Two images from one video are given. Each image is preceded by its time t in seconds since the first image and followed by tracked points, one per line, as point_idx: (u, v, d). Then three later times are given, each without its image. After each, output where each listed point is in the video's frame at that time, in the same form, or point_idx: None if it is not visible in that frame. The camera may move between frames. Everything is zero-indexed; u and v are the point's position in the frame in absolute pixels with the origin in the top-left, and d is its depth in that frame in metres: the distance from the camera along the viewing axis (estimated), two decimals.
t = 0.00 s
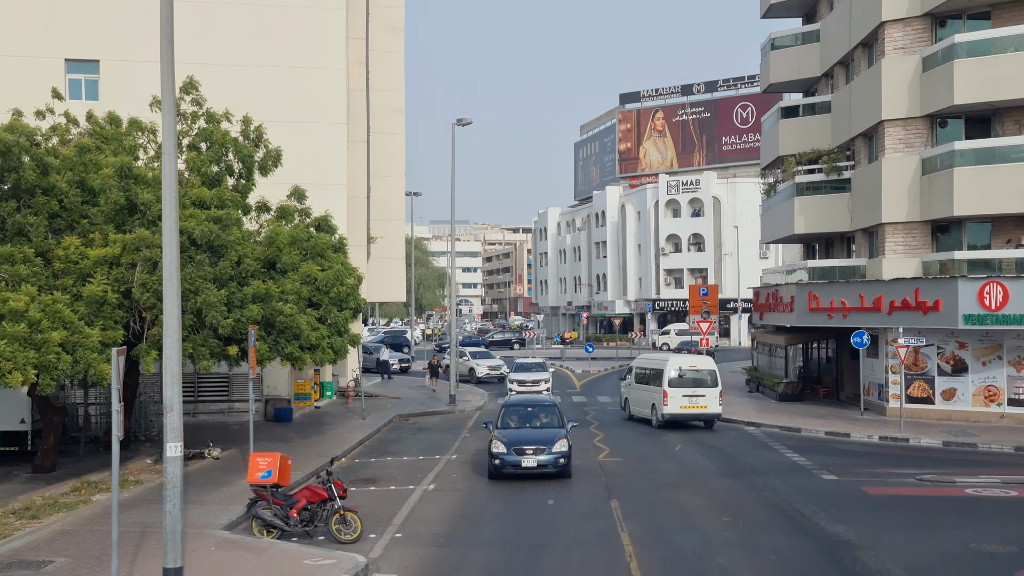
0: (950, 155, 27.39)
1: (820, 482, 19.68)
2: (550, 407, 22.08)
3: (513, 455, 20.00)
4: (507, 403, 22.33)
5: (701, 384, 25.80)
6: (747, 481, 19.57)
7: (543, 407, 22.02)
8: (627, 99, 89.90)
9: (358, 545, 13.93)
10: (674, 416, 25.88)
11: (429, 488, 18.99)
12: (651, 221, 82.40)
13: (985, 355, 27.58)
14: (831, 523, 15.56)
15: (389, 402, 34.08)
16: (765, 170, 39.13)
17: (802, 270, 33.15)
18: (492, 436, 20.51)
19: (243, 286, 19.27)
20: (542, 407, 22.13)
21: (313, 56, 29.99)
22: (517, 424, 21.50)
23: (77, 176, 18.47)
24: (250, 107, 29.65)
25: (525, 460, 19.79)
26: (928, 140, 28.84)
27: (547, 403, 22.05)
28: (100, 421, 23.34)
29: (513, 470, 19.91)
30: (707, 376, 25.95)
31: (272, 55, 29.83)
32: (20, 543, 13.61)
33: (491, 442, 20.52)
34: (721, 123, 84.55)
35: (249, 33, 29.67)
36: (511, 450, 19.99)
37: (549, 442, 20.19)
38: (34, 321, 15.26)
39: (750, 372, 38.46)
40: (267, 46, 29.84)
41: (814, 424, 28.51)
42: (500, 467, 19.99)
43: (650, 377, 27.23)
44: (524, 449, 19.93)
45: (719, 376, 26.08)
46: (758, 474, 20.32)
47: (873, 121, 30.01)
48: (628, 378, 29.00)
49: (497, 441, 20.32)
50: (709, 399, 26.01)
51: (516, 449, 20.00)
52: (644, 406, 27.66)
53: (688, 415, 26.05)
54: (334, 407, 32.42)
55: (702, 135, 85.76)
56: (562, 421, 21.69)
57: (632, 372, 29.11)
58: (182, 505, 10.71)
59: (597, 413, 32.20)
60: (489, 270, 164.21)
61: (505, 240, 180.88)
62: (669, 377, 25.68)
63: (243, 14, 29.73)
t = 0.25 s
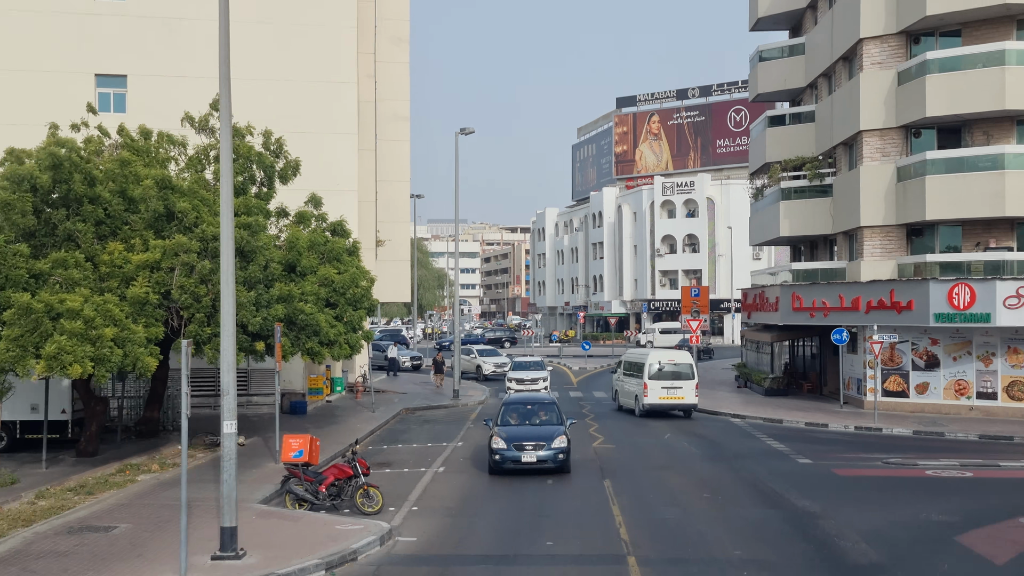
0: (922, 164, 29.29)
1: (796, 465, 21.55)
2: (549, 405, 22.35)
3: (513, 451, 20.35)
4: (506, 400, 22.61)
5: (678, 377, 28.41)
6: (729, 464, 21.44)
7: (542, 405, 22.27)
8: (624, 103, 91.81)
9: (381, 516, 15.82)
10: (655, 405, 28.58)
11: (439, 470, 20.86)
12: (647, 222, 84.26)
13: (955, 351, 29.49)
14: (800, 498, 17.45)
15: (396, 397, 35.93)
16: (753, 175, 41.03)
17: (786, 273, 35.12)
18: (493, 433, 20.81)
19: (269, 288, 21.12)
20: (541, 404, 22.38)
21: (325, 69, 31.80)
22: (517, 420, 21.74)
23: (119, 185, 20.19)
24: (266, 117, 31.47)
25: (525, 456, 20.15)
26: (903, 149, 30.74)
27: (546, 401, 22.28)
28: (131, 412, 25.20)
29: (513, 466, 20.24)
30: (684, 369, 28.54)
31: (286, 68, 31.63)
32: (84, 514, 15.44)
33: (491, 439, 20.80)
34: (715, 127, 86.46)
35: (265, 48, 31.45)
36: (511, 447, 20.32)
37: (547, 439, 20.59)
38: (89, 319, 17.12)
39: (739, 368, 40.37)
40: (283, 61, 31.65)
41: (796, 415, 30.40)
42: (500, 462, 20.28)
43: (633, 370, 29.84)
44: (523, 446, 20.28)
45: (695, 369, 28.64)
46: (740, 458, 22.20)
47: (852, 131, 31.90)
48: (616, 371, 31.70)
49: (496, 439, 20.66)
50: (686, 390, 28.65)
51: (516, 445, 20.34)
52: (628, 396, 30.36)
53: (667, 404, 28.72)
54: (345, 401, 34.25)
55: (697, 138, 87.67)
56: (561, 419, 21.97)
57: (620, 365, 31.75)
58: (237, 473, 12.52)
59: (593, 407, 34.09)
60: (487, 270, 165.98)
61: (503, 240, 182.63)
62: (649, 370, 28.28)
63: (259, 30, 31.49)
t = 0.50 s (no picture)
0: (898, 173, 31.19)
1: (775, 453, 23.40)
2: (549, 403, 22.53)
3: (514, 447, 20.67)
4: (506, 399, 22.80)
5: (661, 372, 30.82)
6: (714, 451, 23.32)
7: (541, 404, 22.45)
8: (621, 108, 93.72)
9: (398, 494, 17.76)
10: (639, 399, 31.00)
11: (448, 456, 22.69)
12: (643, 224, 86.14)
13: (929, 348, 31.39)
14: (775, 480, 19.31)
15: (401, 393, 37.77)
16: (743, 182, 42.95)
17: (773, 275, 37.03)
18: (494, 430, 21.07)
19: (292, 289, 23.07)
20: (541, 402, 22.57)
21: (337, 82, 33.64)
22: (517, 419, 21.95)
23: (154, 195, 22.11)
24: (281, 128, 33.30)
25: (525, 452, 20.45)
26: (880, 158, 32.67)
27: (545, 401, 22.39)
28: (160, 404, 27.13)
29: (513, 462, 20.55)
30: (667, 366, 31.05)
31: (300, 82, 33.48)
32: (135, 491, 17.32)
33: (492, 437, 21.09)
34: (710, 131, 88.34)
35: (281, 62, 33.28)
36: (512, 443, 20.64)
37: (546, 436, 20.82)
38: (135, 318, 19.08)
39: (730, 365, 42.30)
40: (297, 75, 33.50)
41: (780, 409, 32.27)
42: (500, 459, 20.59)
43: (621, 367, 32.34)
44: (523, 441, 20.59)
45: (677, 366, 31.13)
46: (724, 446, 24.10)
47: (833, 141, 33.79)
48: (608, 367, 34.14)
49: (496, 435, 20.89)
50: (668, 386, 31.10)
51: (516, 441, 20.66)
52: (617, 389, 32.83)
53: (650, 398, 31.15)
54: (353, 396, 36.10)
55: (692, 143, 89.54)
56: (561, 417, 22.21)
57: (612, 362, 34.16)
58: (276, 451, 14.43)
59: (589, 401, 35.93)
60: (486, 271, 167.82)
61: (501, 241, 184.49)
62: (635, 365, 30.76)
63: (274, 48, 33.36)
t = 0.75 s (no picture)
0: (876, 180, 33.10)
1: (757, 442, 25.26)
2: (549, 401, 22.42)
3: (514, 447, 20.46)
4: (506, 397, 22.77)
5: (647, 366, 33.76)
6: (701, 439, 25.26)
7: (541, 401, 22.35)
8: (617, 111, 95.58)
9: (413, 476, 19.70)
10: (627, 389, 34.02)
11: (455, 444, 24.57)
12: (639, 225, 88.03)
13: (906, 345, 33.39)
14: (754, 465, 21.18)
15: (407, 388, 39.67)
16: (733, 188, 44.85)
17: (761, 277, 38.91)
18: (494, 428, 20.96)
19: (311, 291, 24.97)
20: (541, 400, 22.48)
21: (347, 94, 35.48)
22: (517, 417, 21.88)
23: (184, 204, 23.91)
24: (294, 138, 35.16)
25: (525, 451, 20.26)
26: (860, 166, 34.61)
27: (546, 397, 22.46)
28: (184, 396, 29.01)
29: (513, 461, 20.34)
30: (653, 360, 34.01)
31: (312, 94, 35.33)
32: (176, 473, 19.21)
33: (492, 436, 20.93)
34: (705, 134, 90.20)
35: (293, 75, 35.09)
36: (511, 442, 20.45)
37: (546, 434, 20.72)
38: (171, 318, 20.97)
39: (720, 361, 44.30)
40: (308, 87, 35.35)
41: (766, 402, 34.22)
42: (500, 458, 20.40)
43: (612, 360, 35.29)
44: (523, 440, 20.41)
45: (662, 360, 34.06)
46: (711, 435, 26.03)
47: (817, 149, 35.70)
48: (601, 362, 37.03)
49: (496, 433, 20.84)
50: (653, 377, 34.05)
51: (515, 440, 20.48)
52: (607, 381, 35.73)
53: (637, 389, 34.10)
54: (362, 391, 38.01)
55: (687, 145, 91.39)
56: (561, 414, 22.15)
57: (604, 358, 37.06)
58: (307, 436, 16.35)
59: (585, 396, 37.84)
60: (484, 270, 169.61)
61: (500, 241, 186.28)
62: (623, 359, 33.71)
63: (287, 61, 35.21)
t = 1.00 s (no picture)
0: (858, 188, 35.02)
1: (743, 433, 27.13)
2: (550, 400, 22.65)
3: (515, 444, 20.80)
4: (507, 396, 23.00)
5: (635, 363, 36.74)
6: (690, 431, 27.13)
7: (543, 400, 22.57)
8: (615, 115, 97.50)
9: (425, 462, 21.60)
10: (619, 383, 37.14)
11: (461, 434, 26.45)
12: (636, 227, 89.92)
13: (886, 345, 35.31)
14: (738, 453, 23.05)
15: (413, 385, 41.58)
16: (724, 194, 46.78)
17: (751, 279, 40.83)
18: (495, 426, 21.27)
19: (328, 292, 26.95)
20: (542, 399, 22.72)
21: (357, 105, 37.39)
22: (518, 415, 22.11)
23: (211, 213, 25.90)
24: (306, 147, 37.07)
25: (526, 449, 20.58)
26: (843, 174, 36.52)
27: (546, 395, 22.62)
28: (208, 391, 30.95)
29: (514, 458, 20.68)
30: (640, 357, 37.03)
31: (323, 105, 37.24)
32: (210, 458, 21.11)
33: (494, 433, 21.25)
34: (701, 138, 92.15)
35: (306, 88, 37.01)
36: (513, 440, 20.79)
37: (548, 430, 20.97)
38: (203, 317, 22.90)
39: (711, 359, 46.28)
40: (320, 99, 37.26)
41: (754, 398, 36.11)
42: (502, 456, 20.76)
43: (603, 358, 38.20)
44: (524, 438, 20.74)
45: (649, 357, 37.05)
46: (699, 426, 27.94)
47: (803, 158, 37.62)
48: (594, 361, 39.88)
49: (497, 431, 21.08)
50: (642, 373, 37.08)
51: (517, 438, 20.83)
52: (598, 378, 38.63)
53: (627, 383, 37.15)
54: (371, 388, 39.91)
55: (684, 149, 93.33)
56: (561, 413, 22.36)
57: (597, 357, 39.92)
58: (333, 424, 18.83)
59: (583, 391, 39.77)
60: (484, 271, 171.51)
61: (499, 241, 188.13)
62: (614, 357, 36.70)
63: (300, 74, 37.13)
